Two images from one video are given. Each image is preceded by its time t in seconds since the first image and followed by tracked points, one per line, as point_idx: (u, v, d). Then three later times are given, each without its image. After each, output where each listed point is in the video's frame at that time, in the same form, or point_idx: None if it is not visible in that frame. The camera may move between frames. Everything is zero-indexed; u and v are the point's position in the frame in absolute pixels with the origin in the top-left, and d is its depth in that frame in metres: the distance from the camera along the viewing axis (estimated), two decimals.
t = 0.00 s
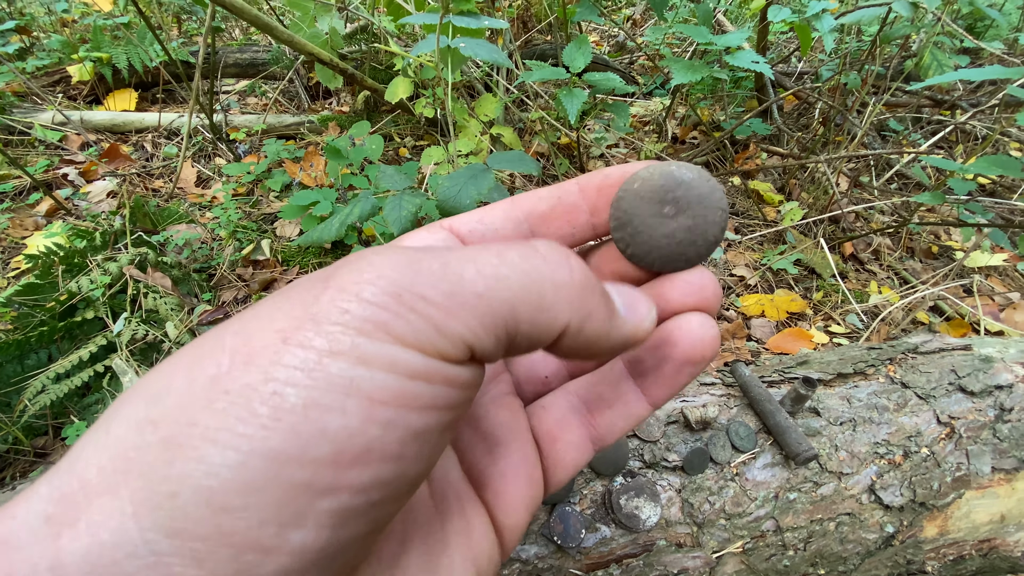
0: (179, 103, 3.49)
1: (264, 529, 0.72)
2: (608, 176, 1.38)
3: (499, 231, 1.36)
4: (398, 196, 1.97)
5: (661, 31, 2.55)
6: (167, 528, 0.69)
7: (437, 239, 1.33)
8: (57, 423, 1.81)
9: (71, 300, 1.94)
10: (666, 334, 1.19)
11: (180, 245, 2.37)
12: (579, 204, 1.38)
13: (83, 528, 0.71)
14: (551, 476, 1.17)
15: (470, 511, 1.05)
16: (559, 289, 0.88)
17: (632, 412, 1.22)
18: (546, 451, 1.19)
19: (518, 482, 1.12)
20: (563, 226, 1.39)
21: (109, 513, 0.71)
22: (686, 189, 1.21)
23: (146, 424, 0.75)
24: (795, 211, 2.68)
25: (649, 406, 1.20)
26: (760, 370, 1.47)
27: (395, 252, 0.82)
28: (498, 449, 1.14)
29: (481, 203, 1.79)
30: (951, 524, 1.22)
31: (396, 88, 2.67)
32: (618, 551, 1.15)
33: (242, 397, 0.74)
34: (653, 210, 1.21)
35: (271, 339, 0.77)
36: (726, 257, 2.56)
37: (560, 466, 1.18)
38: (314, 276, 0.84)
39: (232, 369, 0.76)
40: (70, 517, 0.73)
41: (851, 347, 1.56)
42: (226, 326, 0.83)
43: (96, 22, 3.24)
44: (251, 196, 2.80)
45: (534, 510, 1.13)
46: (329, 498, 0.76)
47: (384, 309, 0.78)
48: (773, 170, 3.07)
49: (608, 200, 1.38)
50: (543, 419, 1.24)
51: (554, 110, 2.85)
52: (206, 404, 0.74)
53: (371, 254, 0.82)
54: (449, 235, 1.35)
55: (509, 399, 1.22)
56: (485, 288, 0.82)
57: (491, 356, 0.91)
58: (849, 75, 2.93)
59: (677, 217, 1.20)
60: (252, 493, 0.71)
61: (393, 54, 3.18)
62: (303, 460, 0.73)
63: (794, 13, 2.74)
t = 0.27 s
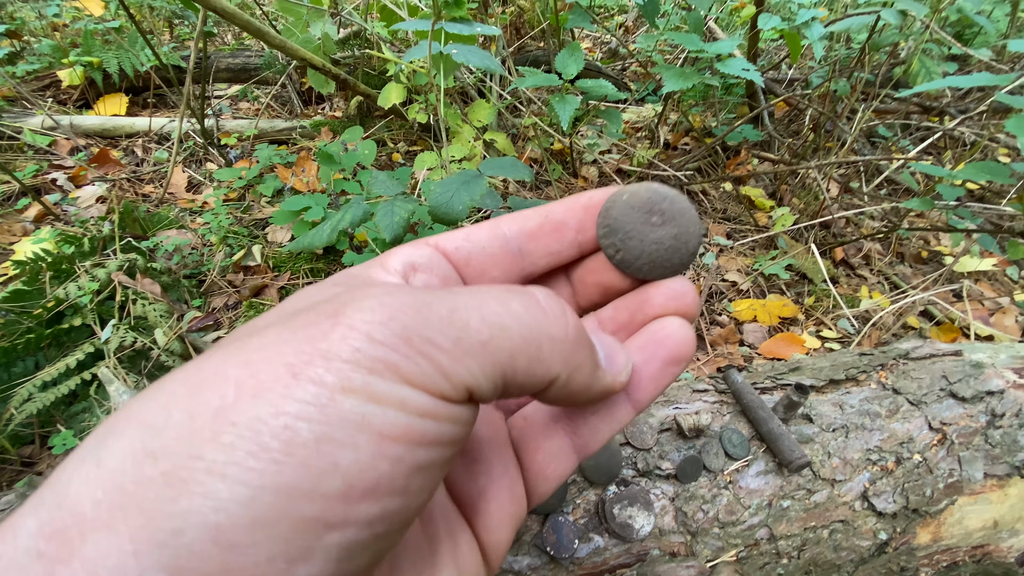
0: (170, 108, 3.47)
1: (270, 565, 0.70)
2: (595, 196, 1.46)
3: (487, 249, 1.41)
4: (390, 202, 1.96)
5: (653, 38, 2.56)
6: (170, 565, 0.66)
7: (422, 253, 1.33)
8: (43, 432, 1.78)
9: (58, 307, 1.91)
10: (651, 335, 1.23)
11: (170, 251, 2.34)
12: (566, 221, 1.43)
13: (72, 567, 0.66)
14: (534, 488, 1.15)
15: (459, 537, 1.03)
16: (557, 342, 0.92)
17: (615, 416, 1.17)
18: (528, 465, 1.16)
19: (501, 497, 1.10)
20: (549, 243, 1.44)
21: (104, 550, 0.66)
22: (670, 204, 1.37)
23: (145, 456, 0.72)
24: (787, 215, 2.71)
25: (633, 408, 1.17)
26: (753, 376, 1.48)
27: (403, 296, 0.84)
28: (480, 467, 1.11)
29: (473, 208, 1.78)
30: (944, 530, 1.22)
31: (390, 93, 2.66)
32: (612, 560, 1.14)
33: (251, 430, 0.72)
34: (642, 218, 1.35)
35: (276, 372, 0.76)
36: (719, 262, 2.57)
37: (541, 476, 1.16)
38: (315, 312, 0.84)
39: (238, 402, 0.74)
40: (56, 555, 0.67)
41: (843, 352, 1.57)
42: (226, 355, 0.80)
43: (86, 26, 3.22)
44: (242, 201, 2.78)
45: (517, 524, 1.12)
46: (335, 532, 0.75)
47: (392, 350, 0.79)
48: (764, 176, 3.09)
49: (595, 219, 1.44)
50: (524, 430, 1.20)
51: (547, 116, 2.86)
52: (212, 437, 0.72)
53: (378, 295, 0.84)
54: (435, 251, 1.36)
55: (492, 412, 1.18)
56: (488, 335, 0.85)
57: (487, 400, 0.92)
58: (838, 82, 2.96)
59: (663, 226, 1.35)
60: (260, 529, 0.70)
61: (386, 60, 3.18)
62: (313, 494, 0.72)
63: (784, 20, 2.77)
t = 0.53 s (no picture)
0: (161, 114, 3.44)
1: None
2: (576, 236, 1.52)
3: (477, 288, 1.41)
4: (383, 211, 1.95)
5: (644, 48, 2.58)
6: None
7: (413, 293, 1.33)
8: (28, 444, 1.74)
9: (44, 315, 1.88)
10: (635, 360, 1.22)
11: (159, 259, 2.32)
12: (552, 257, 1.47)
13: None
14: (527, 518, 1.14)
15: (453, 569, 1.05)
16: (547, 375, 0.93)
17: (605, 443, 1.16)
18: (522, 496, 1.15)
19: (495, 527, 1.09)
20: (537, 280, 1.46)
21: None
22: (646, 238, 1.44)
23: (146, 493, 0.70)
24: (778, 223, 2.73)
25: (622, 433, 1.17)
26: (747, 387, 1.49)
27: (398, 330, 0.86)
28: (472, 496, 1.11)
29: (467, 218, 1.78)
30: (937, 540, 1.24)
31: (382, 102, 2.67)
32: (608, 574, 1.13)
33: (252, 462, 0.72)
34: (623, 251, 1.41)
35: (275, 404, 0.77)
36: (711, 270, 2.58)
37: (536, 508, 1.15)
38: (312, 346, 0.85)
39: (239, 436, 0.74)
40: None
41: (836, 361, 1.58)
42: (225, 392, 0.80)
43: (77, 32, 3.20)
44: (234, 208, 2.76)
45: (515, 558, 1.10)
46: (332, 560, 0.76)
47: (387, 383, 0.80)
48: (755, 184, 3.12)
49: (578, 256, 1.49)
50: (517, 460, 1.19)
51: (540, 124, 2.87)
52: (213, 471, 0.71)
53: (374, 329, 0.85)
54: (426, 290, 1.36)
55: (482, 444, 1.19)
56: (480, 369, 0.86)
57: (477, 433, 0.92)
58: (827, 92, 3.00)
59: (643, 257, 1.40)
60: (259, 559, 0.69)
61: (379, 67, 3.18)
62: (311, 522, 0.73)
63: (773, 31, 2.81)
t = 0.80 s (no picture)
0: (155, 116, 3.42)
1: (178, 559, 0.63)
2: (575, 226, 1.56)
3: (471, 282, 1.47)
4: (378, 211, 1.93)
5: (640, 51, 2.59)
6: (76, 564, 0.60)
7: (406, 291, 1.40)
8: (16, 448, 1.70)
9: (33, 318, 1.84)
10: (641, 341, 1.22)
11: (152, 261, 2.29)
12: (551, 248, 1.51)
13: None
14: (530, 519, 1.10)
15: (437, 563, 1.01)
16: (519, 336, 0.91)
17: (619, 435, 1.14)
18: (522, 496, 1.12)
19: (492, 531, 1.04)
20: (536, 271, 1.50)
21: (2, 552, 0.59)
22: (648, 216, 1.44)
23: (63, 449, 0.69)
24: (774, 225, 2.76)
25: (635, 419, 1.15)
26: (745, 387, 1.48)
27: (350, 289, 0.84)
28: (463, 497, 1.08)
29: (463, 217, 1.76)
30: (938, 540, 1.23)
31: (378, 103, 2.64)
32: None
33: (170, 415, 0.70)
34: (623, 228, 1.40)
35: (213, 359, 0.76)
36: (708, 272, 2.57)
37: (540, 508, 1.11)
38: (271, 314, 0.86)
39: (169, 393, 0.73)
40: None
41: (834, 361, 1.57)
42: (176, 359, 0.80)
43: (70, 33, 3.17)
44: (227, 210, 2.74)
45: (518, 563, 1.05)
46: (259, 525, 0.68)
47: (331, 336, 0.77)
48: (750, 187, 3.12)
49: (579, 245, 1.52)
50: (517, 457, 1.18)
51: (536, 127, 2.86)
52: (132, 428, 0.70)
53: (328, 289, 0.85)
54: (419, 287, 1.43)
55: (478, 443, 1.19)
56: (440, 326, 0.84)
57: (444, 400, 0.88)
58: (822, 95, 3.01)
59: (644, 233, 1.39)
60: (171, 517, 0.64)
61: (375, 70, 3.17)
62: (230, 478, 0.67)
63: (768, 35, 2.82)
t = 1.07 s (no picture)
0: (152, 120, 3.42)
1: None
2: (571, 221, 1.53)
3: (463, 276, 1.43)
4: (375, 217, 1.93)
5: (637, 55, 2.60)
6: None
7: (393, 283, 1.37)
8: (12, 455, 1.70)
9: (30, 324, 1.84)
10: (638, 354, 1.20)
11: (149, 266, 2.27)
12: (547, 242, 1.49)
13: None
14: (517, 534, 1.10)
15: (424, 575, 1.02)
16: (519, 356, 0.87)
17: (607, 448, 1.14)
18: (511, 508, 1.12)
19: (479, 547, 1.04)
20: (530, 266, 1.48)
21: None
22: (651, 215, 1.43)
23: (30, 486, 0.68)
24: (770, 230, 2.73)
25: (626, 434, 1.14)
26: (742, 393, 1.48)
27: (341, 310, 0.81)
28: (454, 509, 1.08)
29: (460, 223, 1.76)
30: (935, 547, 1.23)
31: (376, 108, 2.65)
32: None
33: (146, 458, 0.67)
34: (626, 229, 1.40)
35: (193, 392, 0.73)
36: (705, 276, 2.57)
37: (528, 521, 1.11)
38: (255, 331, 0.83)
39: (146, 429, 0.70)
40: None
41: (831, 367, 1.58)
42: (149, 383, 0.77)
43: (68, 38, 3.17)
44: (225, 215, 2.74)
45: None
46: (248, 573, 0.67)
47: (322, 368, 0.75)
48: (748, 191, 3.13)
49: (575, 240, 1.51)
50: (505, 466, 1.18)
51: (534, 131, 2.87)
52: (105, 469, 0.66)
53: (317, 309, 0.82)
54: (408, 279, 1.41)
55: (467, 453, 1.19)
56: (437, 349, 0.81)
57: (440, 427, 0.87)
58: (818, 100, 3.02)
59: (647, 234, 1.39)
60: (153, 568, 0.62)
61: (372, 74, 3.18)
62: (216, 528, 0.65)
63: (764, 40, 2.83)
